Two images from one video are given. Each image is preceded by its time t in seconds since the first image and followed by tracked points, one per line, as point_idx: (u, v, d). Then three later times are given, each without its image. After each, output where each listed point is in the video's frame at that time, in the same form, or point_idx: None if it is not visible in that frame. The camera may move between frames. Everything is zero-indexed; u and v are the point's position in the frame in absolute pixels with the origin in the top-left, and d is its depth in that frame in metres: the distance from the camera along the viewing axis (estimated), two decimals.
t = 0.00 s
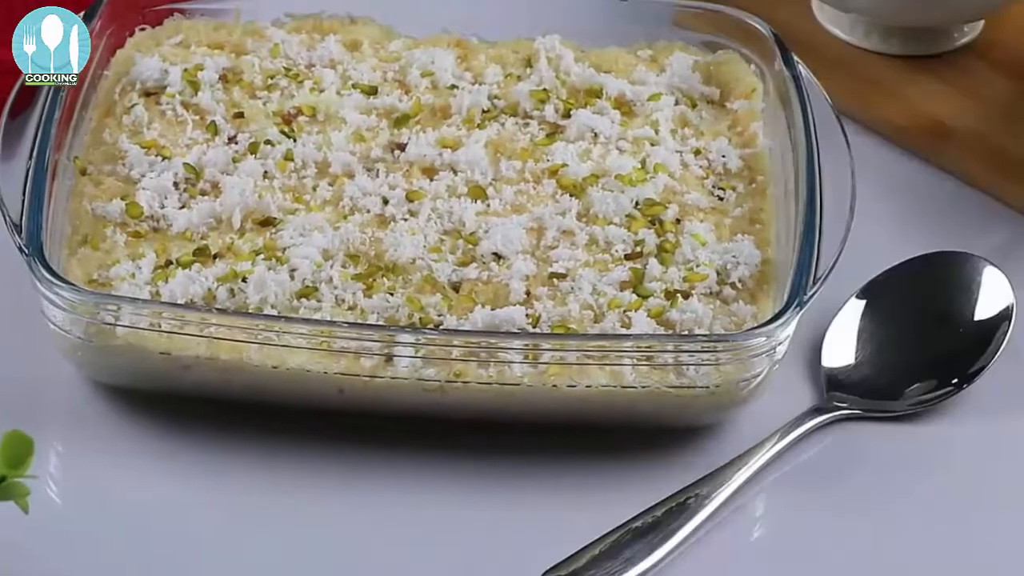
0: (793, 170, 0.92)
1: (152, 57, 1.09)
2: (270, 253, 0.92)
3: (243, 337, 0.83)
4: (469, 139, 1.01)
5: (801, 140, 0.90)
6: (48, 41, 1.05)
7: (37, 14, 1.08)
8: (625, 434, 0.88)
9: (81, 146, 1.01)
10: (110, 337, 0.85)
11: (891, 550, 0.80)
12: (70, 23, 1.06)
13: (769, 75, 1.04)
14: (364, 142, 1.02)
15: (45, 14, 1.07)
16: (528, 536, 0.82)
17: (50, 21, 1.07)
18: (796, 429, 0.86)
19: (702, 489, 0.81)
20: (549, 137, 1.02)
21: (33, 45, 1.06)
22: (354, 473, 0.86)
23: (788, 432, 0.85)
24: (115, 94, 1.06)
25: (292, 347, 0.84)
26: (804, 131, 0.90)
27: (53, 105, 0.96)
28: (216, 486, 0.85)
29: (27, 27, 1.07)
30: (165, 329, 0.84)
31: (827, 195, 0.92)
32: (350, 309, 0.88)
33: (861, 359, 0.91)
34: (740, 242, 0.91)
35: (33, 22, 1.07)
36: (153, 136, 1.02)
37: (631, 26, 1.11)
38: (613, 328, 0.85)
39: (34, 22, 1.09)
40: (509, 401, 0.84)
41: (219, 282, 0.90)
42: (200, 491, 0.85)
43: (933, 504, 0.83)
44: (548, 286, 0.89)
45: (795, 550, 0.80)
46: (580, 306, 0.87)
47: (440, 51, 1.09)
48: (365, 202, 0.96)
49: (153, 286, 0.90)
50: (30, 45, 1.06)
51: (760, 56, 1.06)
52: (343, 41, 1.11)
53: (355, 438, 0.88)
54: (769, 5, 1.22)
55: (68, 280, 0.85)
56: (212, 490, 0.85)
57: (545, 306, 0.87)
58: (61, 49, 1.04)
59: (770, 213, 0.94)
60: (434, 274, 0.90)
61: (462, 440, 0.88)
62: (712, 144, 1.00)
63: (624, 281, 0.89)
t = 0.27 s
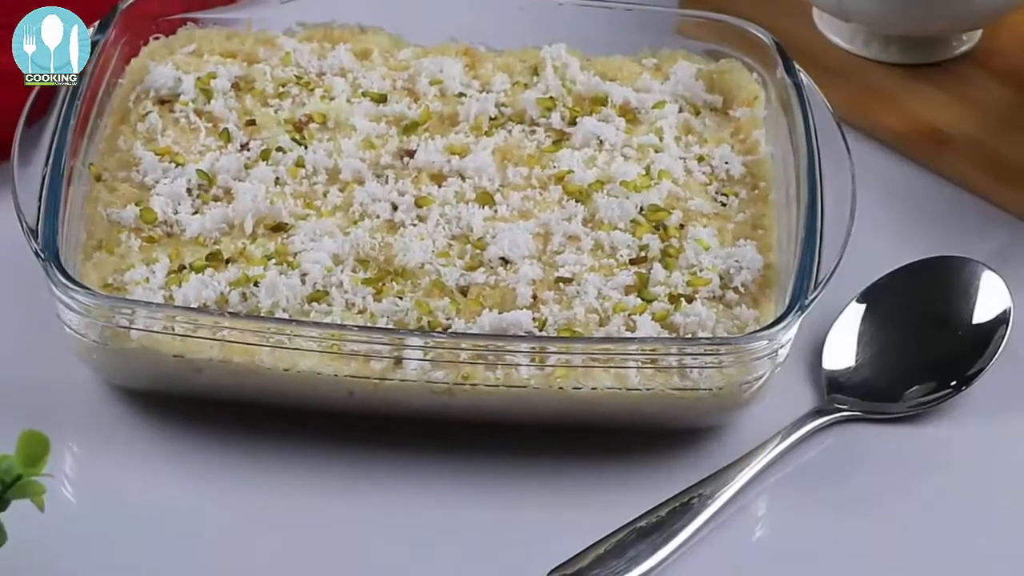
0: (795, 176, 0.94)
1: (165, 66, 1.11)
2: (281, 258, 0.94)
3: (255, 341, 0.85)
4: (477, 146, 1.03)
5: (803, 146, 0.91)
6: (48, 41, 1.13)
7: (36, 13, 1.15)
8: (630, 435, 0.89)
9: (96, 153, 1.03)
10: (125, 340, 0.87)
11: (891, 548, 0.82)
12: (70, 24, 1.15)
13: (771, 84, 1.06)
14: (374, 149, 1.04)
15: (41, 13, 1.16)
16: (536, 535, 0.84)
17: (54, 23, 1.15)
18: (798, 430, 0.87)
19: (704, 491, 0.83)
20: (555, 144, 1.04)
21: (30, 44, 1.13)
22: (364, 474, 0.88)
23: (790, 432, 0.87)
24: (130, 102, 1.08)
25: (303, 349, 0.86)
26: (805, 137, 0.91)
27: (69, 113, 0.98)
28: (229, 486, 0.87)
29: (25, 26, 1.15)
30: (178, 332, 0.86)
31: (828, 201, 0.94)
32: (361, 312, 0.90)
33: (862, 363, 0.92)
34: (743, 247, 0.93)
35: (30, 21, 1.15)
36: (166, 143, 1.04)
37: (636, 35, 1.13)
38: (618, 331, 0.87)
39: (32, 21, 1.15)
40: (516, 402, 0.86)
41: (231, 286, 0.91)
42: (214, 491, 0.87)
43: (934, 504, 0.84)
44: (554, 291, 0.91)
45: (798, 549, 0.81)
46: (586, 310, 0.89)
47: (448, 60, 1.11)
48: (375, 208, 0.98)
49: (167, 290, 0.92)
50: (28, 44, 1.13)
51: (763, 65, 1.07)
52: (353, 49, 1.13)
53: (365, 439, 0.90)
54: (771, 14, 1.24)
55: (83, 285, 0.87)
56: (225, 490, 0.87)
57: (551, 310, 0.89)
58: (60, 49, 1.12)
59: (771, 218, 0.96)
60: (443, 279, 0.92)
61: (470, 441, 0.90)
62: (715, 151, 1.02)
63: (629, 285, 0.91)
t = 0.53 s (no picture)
0: (796, 183, 0.96)
1: (179, 74, 1.13)
2: (293, 262, 0.96)
3: (268, 344, 0.87)
4: (485, 153, 1.05)
5: (804, 153, 0.93)
6: (49, 42, 1.22)
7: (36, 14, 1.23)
8: (635, 437, 0.91)
9: (111, 160, 1.05)
10: (139, 343, 0.89)
11: (891, 548, 0.83)
12: (70, 25, 1.25)
13: (774, 92, 1.08)
14: (384, 155, 1.06)
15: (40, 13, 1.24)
16: (542, 536, 0.85)
17: (53, 24, 1.24)
18: (799, 431, 0.89)
19: (706, 492, 0.85)
20: (562, 151, 1.06)
21: (31, 43, 1.21)
22: (374, 475, 0.89)
23: (791, 434, 0.89)
24: (144, 109, 1.10)
25: (314, 353, 0.88)
26: (807, 144, 0.93)
27: (84, 121, 1.01)
28: (242, 487, 0.89)
29: (25, 25, 1.23)
30: (192, 336, 0.88)
31: (830, 206, 0.96)
32: (371, 316, 0.91)
33: (862, 365, 0.94)
34: (745, 252, 0.95)
35: (30, 21, 1.23)
36: (180, 150, 1.06)
37: (641, 44, 1.14)
38: (622, 334, 0.89)
39: (32, 22, 1.23)
40: (523, 404, 0.88)
41: (244, 290, 0.93)
42: (227, 492, 0.88)
43: (934, 505, 0.86)
44: (560, 295, 0.92)
45: (800, 549, 0.83)
46: (591, 314, 0.91)
47: (456, 68, 1.13)
48: (385, 214, 1.00)
49: (180, 294, 0.93)
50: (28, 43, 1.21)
51: (765, 74, 1.10)
52: (363, 58, 1.15)
53: (374, 441, 0.92)
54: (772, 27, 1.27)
55: (99, 289, 0.89)
56: (238, 491, 0.88)
57: (557, 314, 0.90)
58: (60, 49, 1.22)
59: (773, 223, 0.98)
60: (451, 283, 0.93)
61: (478, 442, 0.91)
62: (718, 158, 1.04)
63: (634, 289, 0.92)
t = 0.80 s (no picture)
0: (798, 189, 0.98)
1: (193, 83, 1.15)
2: (305, 267, 0.98)
3: (280, 347, 0.89)
4: (492, 160, 1.07)
5: (806, 161, 0.95)
6: (49, 42, 1.28)
7: (36, 14, 1.30)
8: (639, 438, 0.93)
9: (126, 167, 1.07)
10: (154, 346, 0.91)
11: (891, 548, 0.85)
12: (70, 24, 1.31)
13: (775, 100, 1.10)
14: (393, 162, 1.08)
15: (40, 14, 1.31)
16: (548, 535, 0.87)
17: (53, 24, 1.30)
18: (800, 433, 0.91)
19: (710, 492, 0.86)
20: (568, 158, 1.08)
21: (31, 44, 1.27)
22: (383, 476, 0.91)
23: (793, 435, 0.91)
24: (159, 117, 1.12)
25: (325, 356, 0.89)
26: (808, 152, 0.95)
27: (100, 128, 1.03)
28: (254, 487, 0.91)
29: (25, 26, 1.29)
30: (205, 339, 0.90)
31: (831, 212, 0.98)
32: (381, 320, 0.93)
33: (863, 368, 0.95)
34: (748, 257, 0.97)
35: (30, 21, 1.29)
36: (194, 157, 1.09)
37: (646, 54, 1.17)
38: (628, 338, 0.91)
39: (33, 22, 1.30)
40: (530, 406, 0.90)
41: (257, 295, 0.95)
42: (240, 492, 0.90)
43: (934, 505, 0.88)
44: (566, 299, 0.94)
45: (802, 548, 0.85)
46: (597, 318, 0.92)
47: (464, 77, 1.15)
48: (395, 219, 1.02)
49: (194, 298, 0.95)
50: (29, 44, 1.27)
51: (767, 82, 1.12)
52: (373, 67, 1.17)
53: (384, 442, 0.94)
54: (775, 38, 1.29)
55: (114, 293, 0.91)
56: (250, 492, 0.90)
57: (563, 318, 0.92)
58: (61, 49, 1.28)
59: (775, 229, 1.00)
60: (460, 287, 0.95)
61: (486, 444, 0.93)
62: (721, 165, 1.06)
63: (639, 293, 0.94)
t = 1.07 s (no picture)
0: (800, 195, 1.00)
1: (207, 91, 1.17)
2: (316, 272, 1.00)
3: (292, 350, 0.91)
4: (500, 166, 1.09)
5: (807, 168, 0.98)
6: (48, 41, 1.31)
7: (36, 15, 1.34)
8: (644, 440, 0.95)
9: (142, 173, 1.10)
10: (169, 349, 0.93)
11: (890, 546, 0.87)
12: (70, 24, 1.33)
13: (777, 108, 1.12)
14: (403, 169, 1.10)
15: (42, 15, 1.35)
16: (555, 534, 0.89)
17: (53, 24, 1.33)
18: (802, 434, 0.93)
19: (713, 492, 0.88)
20: (574, 165, 1.10)
21: (31, 44, 1.31)
22: (393, 477, 0.93)
23: (794, 437, 0.92)
24: (173, 125, 1.15)
25: (336, 359, 0.91)
26: (809, 160, 0.98)
27: (116, 135, 1.05)
28: (267, 487, 0.93)
29: (26, 26, 1.34)
30: (219, 342, 0.92)
31: (833, 218, 1.00)
32: (391, 323, 0.95)
33: (863, 371, 0.97)
34: (751, 262, 0.99)
35: (30, 21, 1.34)
36: (208, 164, 1.11)
37: (651, 63, 1.19)
38: (633, 341, 0.92)
39: (33, 23, 1.34)
40: (537, 408, 0.92)
41: (269, 299, 0.97)
42: (253, 492, 0.92)
43: (932, 505, 0.89)
44: (573, 303, 0.96)
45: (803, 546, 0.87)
46: (603, 321, 0.94)
47: (472, 85, 1.18)
48: (404, 225, 1.04)
49: (208, 302, 0.97)
50: (29, 44, 1.31)
51: (769, 90, 1.14)
52: (384, 76, 1.20)
53: (394, 443, 0.96)
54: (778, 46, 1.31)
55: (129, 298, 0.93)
56: (263, 491, 0.92)
57: (570, 322, 0.94)
58: (61, 48, 1.30)
59: (778, 235, 1.02)
60: (468, 292, 0.97)
61: (493, 445, 0.95)
62: (724, 172, 1.08)
63: (644, 297, 0.96)
